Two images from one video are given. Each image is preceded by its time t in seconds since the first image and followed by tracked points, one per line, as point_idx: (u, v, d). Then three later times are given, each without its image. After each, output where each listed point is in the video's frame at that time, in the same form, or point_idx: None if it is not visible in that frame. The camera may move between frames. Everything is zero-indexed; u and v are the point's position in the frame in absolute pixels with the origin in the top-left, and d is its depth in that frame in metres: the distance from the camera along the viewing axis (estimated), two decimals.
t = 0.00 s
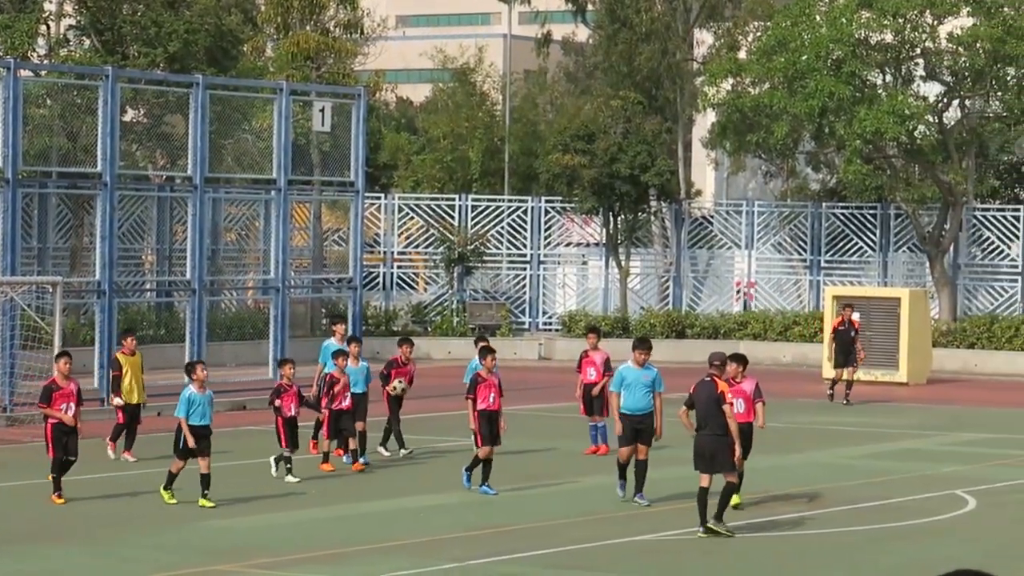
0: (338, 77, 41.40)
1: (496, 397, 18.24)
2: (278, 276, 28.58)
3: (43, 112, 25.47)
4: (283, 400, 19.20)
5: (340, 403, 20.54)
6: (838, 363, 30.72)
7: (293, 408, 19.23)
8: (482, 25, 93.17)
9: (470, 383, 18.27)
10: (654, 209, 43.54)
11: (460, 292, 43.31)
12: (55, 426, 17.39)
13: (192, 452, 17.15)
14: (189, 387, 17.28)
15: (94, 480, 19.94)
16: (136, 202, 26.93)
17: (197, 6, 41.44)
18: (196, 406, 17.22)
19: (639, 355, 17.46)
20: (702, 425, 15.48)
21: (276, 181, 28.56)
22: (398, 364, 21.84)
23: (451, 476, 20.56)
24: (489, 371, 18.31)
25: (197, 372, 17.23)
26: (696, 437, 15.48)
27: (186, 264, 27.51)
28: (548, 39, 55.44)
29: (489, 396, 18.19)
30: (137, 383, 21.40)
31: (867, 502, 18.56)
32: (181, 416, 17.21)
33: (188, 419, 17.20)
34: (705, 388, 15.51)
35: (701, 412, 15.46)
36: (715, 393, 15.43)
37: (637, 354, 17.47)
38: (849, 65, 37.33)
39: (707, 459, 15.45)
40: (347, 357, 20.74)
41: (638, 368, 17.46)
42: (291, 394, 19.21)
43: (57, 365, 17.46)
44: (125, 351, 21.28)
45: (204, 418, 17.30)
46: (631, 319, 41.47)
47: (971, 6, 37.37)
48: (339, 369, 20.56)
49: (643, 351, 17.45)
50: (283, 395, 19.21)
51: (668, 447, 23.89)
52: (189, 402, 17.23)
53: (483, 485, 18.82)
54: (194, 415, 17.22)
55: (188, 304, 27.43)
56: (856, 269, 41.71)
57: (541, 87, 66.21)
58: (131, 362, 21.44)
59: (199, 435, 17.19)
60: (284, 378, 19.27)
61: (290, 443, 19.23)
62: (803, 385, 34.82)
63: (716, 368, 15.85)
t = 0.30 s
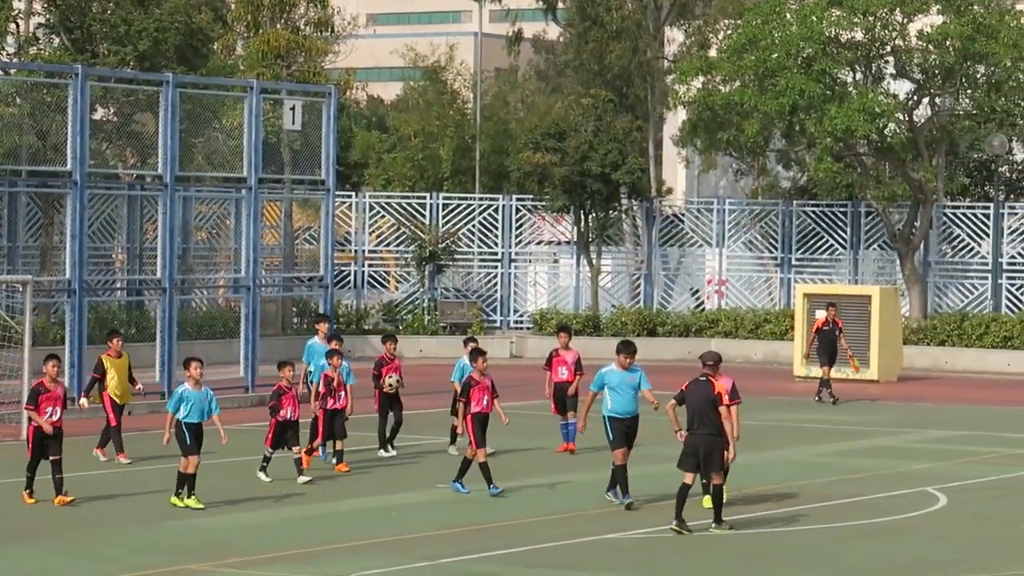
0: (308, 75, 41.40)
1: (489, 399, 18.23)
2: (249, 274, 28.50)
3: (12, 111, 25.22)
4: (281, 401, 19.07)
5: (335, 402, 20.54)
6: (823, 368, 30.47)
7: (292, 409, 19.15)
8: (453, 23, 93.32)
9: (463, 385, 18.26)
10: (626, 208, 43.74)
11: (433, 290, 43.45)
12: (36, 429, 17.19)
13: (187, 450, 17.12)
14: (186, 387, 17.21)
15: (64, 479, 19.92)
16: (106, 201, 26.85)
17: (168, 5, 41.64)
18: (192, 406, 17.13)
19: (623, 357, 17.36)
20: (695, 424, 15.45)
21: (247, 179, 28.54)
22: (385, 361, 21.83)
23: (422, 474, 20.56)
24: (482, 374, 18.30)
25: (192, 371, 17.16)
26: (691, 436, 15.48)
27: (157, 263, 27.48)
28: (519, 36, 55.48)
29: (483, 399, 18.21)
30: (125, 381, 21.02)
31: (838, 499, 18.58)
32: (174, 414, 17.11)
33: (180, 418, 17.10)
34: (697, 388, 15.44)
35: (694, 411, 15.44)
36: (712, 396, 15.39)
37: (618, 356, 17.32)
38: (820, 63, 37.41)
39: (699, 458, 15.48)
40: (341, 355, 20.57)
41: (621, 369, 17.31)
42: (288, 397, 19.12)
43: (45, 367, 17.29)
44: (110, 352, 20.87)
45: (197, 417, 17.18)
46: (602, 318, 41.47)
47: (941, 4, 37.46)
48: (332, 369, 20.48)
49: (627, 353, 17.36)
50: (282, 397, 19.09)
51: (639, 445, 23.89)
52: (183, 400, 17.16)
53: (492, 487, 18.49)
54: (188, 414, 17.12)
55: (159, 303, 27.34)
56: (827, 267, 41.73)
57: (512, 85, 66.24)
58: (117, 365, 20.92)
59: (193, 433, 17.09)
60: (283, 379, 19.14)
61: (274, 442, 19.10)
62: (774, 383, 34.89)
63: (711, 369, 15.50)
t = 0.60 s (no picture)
0: (280, 73, 41.33)
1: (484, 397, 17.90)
2: (221, 273, 28.47)
3: None
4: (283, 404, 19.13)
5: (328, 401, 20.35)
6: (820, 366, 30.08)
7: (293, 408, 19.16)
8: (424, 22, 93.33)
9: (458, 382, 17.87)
10: (599, 206, 43.91)
11: (404, 289, 43.29)
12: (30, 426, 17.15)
13: (190, 453, 16.86)
14: (187, 389, 17.01)
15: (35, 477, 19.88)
16: (78, 199, 26.72)
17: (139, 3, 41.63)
18: (193, 407, 16.91)
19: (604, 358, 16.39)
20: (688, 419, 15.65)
21: (219, 178, 28.39)
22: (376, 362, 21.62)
23: (394, 473, 20.53)
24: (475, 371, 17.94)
25: (193, 371, 17.06)
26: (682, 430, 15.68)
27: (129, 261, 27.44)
28: (491, 34, 55.51)
29: (477, 397, 17.86)
30: (110, 380, 20.83)
31: (810, 497, 18.57)
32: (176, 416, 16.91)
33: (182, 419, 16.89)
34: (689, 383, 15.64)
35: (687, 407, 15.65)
36: (707, 389, 15.55)
37: (599, 354, 16.39)
38: (791, 61, 37.47)
39: (694, 452, 15.53)
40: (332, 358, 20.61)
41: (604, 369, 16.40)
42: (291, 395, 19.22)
43: (37, 364, 17.28)
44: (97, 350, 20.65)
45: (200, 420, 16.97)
46: (575, 317, 41.44)
47: (913, 2, 37.50)
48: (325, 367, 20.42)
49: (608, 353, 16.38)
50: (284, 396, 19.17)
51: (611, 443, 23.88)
52: (186, 403, 16.92)
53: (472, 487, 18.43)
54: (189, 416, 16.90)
55: (132, 301, 27.32)
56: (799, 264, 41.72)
57: (484, 83, 66.22)
58: (103, 361, 20.86)
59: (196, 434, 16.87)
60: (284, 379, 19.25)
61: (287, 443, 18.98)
62: (746, 381, 34.92)
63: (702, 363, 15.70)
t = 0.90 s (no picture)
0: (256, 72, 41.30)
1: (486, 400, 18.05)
2: (198, 272, 28.38)
3: None
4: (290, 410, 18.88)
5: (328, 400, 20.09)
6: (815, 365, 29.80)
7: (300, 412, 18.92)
8: (401, 19, 93.28)
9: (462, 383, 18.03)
10: (575, 204, 43.76)
11: (381, 287, 43.38)
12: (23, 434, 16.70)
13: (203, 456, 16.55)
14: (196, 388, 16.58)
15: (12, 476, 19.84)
16: (54, 198, 26.83)
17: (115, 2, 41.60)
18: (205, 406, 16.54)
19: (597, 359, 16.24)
20: (686, 418, 15.58)
21: (195, 176, 28.34)
22: (366, 362, 21.42)
23: (371, 472, 20.51)
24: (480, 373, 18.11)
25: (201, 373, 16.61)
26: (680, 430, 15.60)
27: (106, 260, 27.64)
28: (467, 32, 55.45)
29: (479, 400, 18.01)
30: (106, 382, 20.63)
31: (788, 495, 18.56)
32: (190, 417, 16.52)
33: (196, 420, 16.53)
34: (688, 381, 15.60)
35: (685, 404, 15.60)
36: (704, 387, 15.57)
37: (593, 356, 16.22)
38: (767, 58, 37.51)
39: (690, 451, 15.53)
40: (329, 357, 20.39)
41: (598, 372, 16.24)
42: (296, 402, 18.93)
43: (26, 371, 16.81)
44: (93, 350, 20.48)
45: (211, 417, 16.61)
46: (552, 314, 41.41)
47: None
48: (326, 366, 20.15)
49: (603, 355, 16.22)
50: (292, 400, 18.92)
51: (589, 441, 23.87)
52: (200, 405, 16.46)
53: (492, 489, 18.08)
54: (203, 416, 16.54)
55: (108, 300, 27.18)
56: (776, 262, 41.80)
57: (461, 81, 66.22)
58: (101, 362, 20.66)
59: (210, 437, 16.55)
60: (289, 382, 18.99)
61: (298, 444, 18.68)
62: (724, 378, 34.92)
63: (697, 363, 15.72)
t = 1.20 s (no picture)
0: (237, 70, 41.34)
1: (487, 397, 18.57)
2: (178, 270, 28.51)
3: None
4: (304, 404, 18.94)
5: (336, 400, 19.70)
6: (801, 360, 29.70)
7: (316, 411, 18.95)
8: (381, 18, 93.42)
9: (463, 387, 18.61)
10: (555, 201, 43.64)
11: (362, 285, 43.31)
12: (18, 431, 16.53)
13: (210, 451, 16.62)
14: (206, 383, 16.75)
15: None
16: (35, 196, 26.69)
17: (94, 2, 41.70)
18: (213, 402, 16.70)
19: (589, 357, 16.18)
20: (684, 412, 15.67)
21: (175, 175, 28.38)
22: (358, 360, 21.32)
23: (353, 469, 20.59)
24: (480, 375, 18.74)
25: (213, 367, 16.81)
26: (679, 423, 15.71)
27: (86, 258, 27.33)
28: (447, 30, 55.48)
29: (481, 398, 18.52)
30: (103, 380, 20.63)
31: (768, 492, 18.67)
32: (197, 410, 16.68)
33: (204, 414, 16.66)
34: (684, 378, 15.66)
35: (683, 400, 15.66)
36: (701, 382, 15.59)
37: (586, 355, 16.14)
38: (747, 56, 37.60)
39: (690, 445, 15.66)
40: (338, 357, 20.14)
41: (591, 370, 16.18)
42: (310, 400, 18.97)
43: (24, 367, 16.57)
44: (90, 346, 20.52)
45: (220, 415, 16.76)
46: (531, 312, 41.51)
47: None
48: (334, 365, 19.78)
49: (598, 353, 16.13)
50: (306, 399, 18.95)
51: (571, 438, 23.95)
52: (207, 400, 16.69)
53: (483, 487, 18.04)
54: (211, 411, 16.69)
55: (89, 298, 27.25)
56: (756, 259, 41.97)
57: (442, 78, 66.32)
58: (98, 360, 20.68)
59: (217, 432, 16.64)
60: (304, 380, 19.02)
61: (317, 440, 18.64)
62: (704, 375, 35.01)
63: (695, 357, 15.80)
